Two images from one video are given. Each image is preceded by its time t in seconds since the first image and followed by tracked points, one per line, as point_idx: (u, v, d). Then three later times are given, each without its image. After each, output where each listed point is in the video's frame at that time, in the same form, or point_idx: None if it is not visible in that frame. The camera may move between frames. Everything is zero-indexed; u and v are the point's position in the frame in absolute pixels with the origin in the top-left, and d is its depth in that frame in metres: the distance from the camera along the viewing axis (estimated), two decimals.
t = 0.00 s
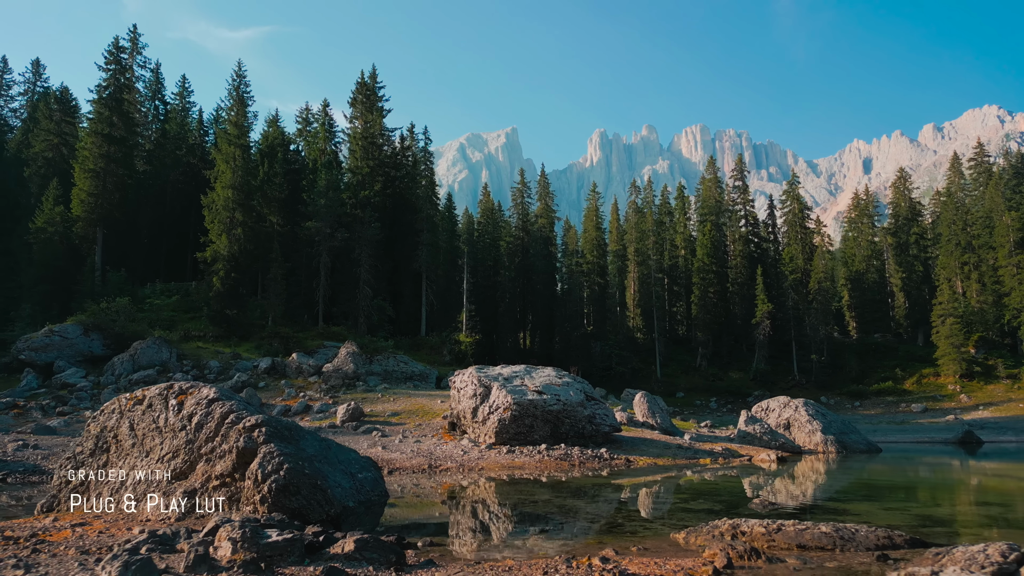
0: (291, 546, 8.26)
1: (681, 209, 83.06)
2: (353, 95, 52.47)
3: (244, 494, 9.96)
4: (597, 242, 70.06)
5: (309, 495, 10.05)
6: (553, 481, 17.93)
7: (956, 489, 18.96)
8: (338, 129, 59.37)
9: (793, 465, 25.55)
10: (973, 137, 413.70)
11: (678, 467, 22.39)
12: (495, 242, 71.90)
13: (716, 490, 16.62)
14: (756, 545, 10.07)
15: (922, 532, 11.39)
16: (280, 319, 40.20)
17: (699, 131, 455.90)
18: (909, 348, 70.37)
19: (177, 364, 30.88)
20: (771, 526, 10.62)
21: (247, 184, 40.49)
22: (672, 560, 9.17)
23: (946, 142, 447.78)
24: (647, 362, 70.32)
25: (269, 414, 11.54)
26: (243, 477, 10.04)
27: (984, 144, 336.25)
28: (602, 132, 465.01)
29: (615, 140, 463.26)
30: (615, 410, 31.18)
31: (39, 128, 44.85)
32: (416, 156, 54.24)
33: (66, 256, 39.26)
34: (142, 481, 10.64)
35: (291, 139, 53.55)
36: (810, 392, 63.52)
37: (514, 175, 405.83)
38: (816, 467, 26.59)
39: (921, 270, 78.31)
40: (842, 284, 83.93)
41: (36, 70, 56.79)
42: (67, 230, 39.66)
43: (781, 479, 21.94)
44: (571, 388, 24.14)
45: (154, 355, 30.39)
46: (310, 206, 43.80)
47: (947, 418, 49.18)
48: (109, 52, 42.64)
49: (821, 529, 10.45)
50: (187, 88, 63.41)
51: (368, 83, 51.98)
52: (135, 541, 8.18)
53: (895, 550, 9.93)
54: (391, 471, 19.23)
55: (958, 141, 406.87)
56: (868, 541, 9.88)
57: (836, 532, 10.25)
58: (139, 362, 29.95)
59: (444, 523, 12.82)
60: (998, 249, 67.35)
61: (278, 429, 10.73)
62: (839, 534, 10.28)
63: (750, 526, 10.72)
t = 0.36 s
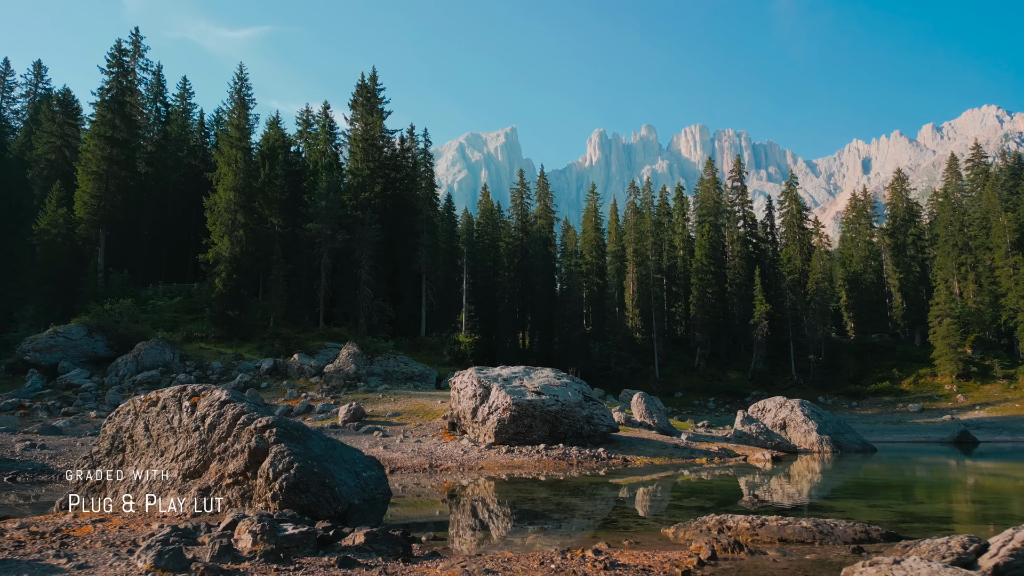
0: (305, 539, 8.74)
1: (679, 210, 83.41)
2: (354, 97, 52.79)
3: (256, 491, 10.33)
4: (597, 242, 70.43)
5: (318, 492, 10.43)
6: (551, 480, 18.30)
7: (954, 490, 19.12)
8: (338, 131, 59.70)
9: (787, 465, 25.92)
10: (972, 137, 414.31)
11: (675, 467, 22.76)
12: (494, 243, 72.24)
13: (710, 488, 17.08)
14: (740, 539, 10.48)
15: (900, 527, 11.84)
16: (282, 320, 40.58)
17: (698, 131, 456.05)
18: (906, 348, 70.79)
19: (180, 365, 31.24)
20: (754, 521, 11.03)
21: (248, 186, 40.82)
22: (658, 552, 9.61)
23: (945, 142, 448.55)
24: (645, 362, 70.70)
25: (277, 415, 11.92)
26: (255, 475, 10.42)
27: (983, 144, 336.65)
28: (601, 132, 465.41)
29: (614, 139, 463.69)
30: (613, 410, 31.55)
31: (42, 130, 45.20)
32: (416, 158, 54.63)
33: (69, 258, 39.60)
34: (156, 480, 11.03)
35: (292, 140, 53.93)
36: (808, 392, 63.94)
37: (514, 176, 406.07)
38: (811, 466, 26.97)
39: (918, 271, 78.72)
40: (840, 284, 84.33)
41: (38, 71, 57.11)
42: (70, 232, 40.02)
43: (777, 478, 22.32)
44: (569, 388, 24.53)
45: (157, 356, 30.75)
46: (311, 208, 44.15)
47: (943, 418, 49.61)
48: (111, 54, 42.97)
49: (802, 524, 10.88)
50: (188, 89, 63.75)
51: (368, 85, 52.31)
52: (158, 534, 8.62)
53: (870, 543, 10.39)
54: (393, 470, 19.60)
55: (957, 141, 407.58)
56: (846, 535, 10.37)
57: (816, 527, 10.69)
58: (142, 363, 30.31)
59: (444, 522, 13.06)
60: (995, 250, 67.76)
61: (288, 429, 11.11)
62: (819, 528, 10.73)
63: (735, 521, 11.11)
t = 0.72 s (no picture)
0: (317, 532, 9.19)
1: (678, 210, 83.73)
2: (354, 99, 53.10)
3: (268, 489, 10.68)
4: (596, 243, 70.76)
5: (327, 489, 10.82)
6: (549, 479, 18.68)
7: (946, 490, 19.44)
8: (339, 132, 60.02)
9: (782, 464, 26.30)
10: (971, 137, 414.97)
11: (672, 466, 23.12)
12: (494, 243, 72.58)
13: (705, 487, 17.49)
14: (724, 531, 11.01)
15: (879, 522, 12.35)
16: (283, 321, 40.97)
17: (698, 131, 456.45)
18: (903, 349, 71.24)
19: (183, 366, 31.61)
20: (740, 516, 11.52)
21: (250, 188, 41.15)
22: (649, 545, 10.08)
23: (944, 142, 449.24)
24: (644, 362, 71.09)
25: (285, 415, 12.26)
26: (265, 473, 10.77)
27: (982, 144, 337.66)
28: (601, 132, 465.62)
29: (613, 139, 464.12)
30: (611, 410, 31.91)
31: (45, 132, 45.57)
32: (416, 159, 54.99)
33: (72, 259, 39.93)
34: (171, 478, 11.44)
35: (292, 142, 54.26)
36: (805, 392, 64.37)
37: (513, 175, 406.25)
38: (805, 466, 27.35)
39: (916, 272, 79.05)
40: (838, 285, 84.84)
41: (40, 73, 57.49)
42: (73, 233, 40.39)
43: (773, 478, 22.69)
44: (568, 389, 24.91)
45: (161, 356, 31.11)
46: (312, 210, 44.50)
47: (940, 418, 50.02)
48: (114, 57, 43.32)
49: (785, 518, 11.38)
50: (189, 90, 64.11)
51: (368, 87, 52.61)
52: (179, 527, 9.05)
53: (849, 537, 10.89)
54: (394, 469, 19.97)
55: (956, 141, 408.06)
56: (826, 529, 10.88)
57: (798, 521, 11.19)
58: (146, 363, 30.69)
59: (444, 520, 13.34)
60: (991, 251, 68.16)
61: (296, 429, 11.47)
62: (802, 523, 11.21)
63: (723, 516, 11.62)
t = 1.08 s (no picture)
0: (327, 528, 9.65)
1: (677, 211, 84.03)
2: (355, 101, 53.41)
3: (278, 486, 11.10)
4: (595, 243, 71.11)
5: (334, 487, 11.22)
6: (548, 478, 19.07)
7: (935, 489, 19.93)
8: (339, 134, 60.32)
9: (777, 464, 26.70)
10: (969, 137, 415.64)
11: (669, 466, 23.50)
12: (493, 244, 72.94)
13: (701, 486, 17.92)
14: (713, 526, 11.45)
15: (862, 517, 12.84)
16: (285, 321, 41.34)
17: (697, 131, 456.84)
18: (901, 349, 71.67)
19: (187, 366, 31.99)
20: (728, 512, 12.00)
21: (251, 190, 41.52)
22: (641, 538, 10.52)
23: (943, 142, 449.77)
24: (643, 362, 71.48)
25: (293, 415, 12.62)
26: (276, 471, 11.19)
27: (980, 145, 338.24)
28: (600, 132, 465.90)
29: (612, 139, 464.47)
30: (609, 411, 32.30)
31: (48, 134, 45.95)
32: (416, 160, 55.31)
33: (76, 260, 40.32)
34: (184, 475, 11.83)
35: (293, 144, 54.60)
36: (803, 392, 64.79)
37: (512, 176, 406.39)
38: (801, 465, 27.72)
39: (913, 272, 79.29)
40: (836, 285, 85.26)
41: (42, 75, 57.81)
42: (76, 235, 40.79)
43: (768, 477, 23.15)
44: (567, 389, 25.27)
45: (164, 357, 31.48)
46: (312, 211, 44.82)
47: (937, 418, 50.43)
48: (117, 60, 43.66)
49: (770, 513, 11.88)
50: (190, 91, 64.37)
51: (369, 89, 52.92)
52: (200, 522, 9.63)
53: (831, 532, 11.41)
54: (396, 469, 20.36)
55: (955, 141, 408.44)
56: (809, 524, 11.42)
57: (783, 517, 11.71)
58: (150, 364, 31.06)
59: (445, 518, 13.60)
60: (988, 251, 68.48)
61: (305, 428, 11.86)
62: (787, 518, 11.73)
63: (711, 512, 12.10)
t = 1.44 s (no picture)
0: (337, 523, 10.06)
1: (675, 212, 84.36)
2: (355, 103, 53.76)
3: (287, 483, 11.45)
4: (593, 244, 71.50)
5: (341, 484, 11.60)
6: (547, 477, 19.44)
7: (925, 487, 20.42)
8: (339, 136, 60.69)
9: (772, 463, 27.10)
10: (968, 137, 416.30)
11: (666, 465, 23.88)
12: (492, 245, 73.31)
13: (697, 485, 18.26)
14: (703, 521, 11.94)
15: (846, 513, 13.36)
16: (286, 322, 41.67)
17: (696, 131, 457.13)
18: (898, 349, 72.08)
19: (190, 367, 32.35)
20: (717, 508, 12.49)
21: (253, 192, 41.92)
22: (633, 532, 10.98)
23: (942, 142, 450.23)
24: (642, 362, 71.87)
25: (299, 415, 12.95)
26: (285, 469, 11.55)
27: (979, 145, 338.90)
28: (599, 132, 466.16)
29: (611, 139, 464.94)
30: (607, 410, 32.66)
31: (51, 136, 46.28)
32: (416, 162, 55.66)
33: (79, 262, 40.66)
34: (197, 474, 12.21)
35: (293, 146, 54.98)
36: (801, 392, 65.18)
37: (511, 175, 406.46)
38: (796, 464, 28.11)
39: (910, 273, 79.50)
40: (833, 286, 85.65)
41: (44, 76, 58.10)
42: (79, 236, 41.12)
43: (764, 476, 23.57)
44: (566, 390, 25.66)
45: (167, 357, 31.83)
46: (313, 213, 45.18)
47: (933, 418, 50.83)
48: (119, 62, 44.04)
49: (757, 510, 12.39)
50: (190, 92, 64.63)
51: (369, 91, 53.24)
52: (217, 517, 10.04)
53: (814, 526, 11.94)
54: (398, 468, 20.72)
55: (954, 141, 408.88)
56: (793, 519, 11.94)
57: (769, 512, 12.20)
58: (153, 364, 31.42)
59: (446, 517, 13.77)
60: (985, 252, 68.80)
61: (312, 428, 12.23)
62: (773, 514, 12.24)
63: (702, 509, 12.56)
